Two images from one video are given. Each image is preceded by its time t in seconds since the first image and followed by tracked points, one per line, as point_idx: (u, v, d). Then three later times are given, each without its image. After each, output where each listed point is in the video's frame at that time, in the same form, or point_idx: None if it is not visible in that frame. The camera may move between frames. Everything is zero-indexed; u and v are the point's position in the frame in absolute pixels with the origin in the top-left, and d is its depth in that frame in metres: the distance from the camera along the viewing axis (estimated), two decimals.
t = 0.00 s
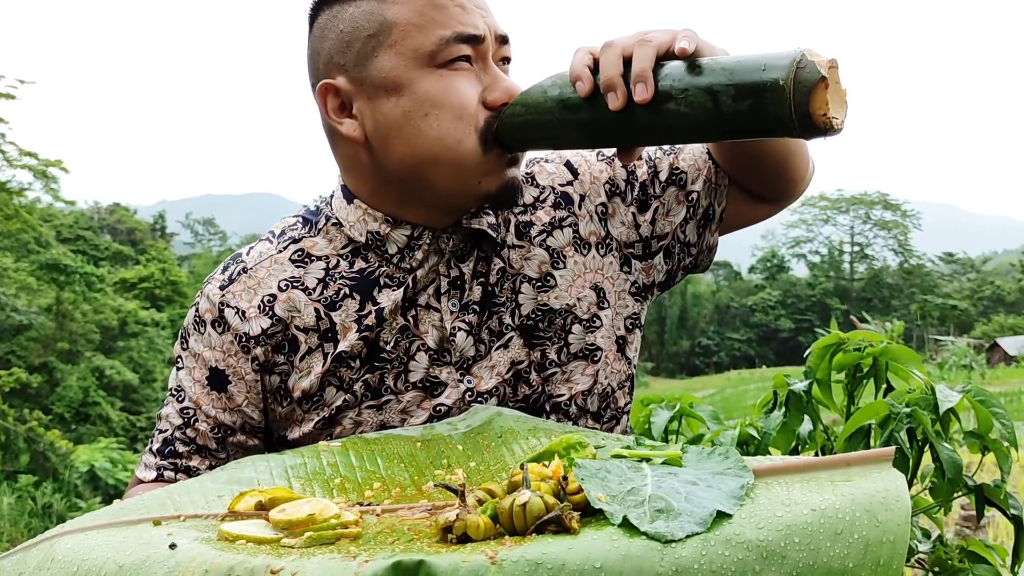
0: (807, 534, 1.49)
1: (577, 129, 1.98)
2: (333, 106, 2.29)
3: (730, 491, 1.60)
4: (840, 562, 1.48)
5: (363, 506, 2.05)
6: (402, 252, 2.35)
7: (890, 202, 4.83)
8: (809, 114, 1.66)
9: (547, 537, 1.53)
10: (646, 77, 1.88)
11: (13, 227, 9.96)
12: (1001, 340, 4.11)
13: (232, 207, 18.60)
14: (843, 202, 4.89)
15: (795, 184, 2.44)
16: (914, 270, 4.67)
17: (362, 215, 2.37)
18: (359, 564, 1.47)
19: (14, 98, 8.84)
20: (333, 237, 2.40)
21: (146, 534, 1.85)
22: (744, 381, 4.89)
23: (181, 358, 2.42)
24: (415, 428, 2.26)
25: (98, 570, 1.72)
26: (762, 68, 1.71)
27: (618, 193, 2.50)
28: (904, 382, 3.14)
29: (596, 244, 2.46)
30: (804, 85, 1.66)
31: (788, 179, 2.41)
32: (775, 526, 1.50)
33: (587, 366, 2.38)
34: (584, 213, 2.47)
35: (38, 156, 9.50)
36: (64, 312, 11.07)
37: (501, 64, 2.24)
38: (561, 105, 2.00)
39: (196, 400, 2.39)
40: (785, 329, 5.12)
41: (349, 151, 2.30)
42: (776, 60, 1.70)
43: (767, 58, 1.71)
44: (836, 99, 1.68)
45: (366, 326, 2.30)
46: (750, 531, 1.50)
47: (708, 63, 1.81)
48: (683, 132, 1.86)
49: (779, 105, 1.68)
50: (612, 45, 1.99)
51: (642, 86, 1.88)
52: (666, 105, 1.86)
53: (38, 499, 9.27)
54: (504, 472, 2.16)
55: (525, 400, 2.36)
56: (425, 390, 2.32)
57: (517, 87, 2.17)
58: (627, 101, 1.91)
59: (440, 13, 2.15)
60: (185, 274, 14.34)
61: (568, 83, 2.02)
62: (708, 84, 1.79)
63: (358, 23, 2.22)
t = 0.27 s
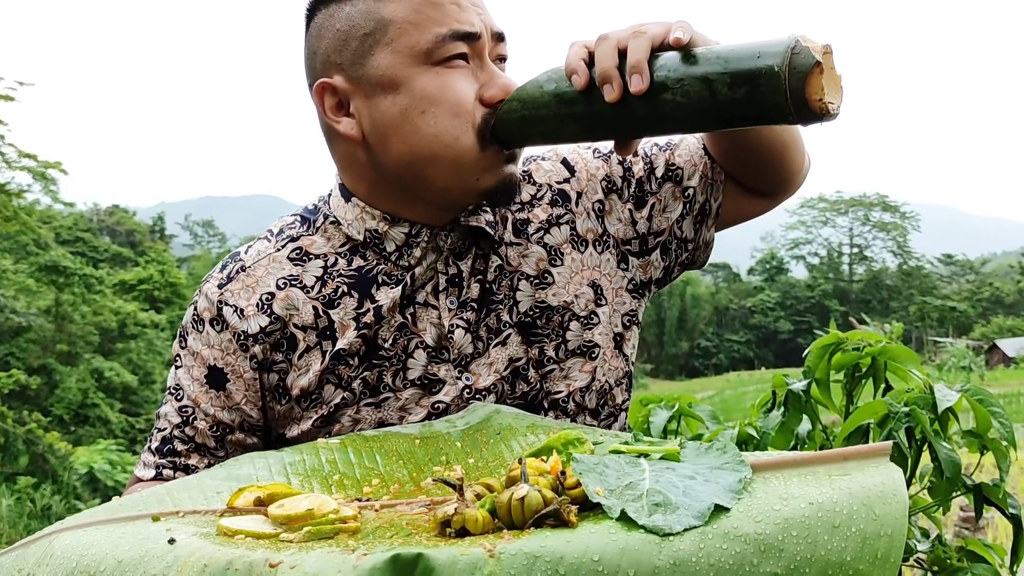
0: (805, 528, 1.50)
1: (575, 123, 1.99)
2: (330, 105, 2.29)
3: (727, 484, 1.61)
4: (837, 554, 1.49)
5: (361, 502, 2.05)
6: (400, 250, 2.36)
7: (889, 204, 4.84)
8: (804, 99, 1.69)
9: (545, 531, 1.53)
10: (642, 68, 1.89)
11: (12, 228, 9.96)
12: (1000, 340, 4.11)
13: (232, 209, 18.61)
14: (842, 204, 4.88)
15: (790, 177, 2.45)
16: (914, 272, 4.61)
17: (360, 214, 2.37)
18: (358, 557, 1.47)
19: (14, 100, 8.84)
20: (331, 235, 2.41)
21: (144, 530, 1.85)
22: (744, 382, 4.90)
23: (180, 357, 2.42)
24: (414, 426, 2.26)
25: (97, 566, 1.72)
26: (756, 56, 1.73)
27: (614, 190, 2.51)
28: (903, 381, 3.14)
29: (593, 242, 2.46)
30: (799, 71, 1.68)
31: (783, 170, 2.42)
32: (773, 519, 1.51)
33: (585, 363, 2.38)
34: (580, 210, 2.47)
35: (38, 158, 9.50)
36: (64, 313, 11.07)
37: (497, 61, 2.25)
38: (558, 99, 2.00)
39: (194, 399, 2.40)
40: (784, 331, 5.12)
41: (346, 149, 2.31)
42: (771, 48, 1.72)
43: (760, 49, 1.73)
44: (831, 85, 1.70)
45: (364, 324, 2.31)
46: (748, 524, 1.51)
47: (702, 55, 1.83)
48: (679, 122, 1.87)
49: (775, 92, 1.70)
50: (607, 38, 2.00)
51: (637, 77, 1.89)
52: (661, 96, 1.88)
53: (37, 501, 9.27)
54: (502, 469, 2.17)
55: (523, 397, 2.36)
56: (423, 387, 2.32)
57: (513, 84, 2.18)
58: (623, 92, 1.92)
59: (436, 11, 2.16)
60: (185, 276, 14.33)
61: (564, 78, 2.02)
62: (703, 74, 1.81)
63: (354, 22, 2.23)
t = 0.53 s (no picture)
0: (805, 531, 1.50)
1: (573, 125, 1.99)
2: (329, 110, 2.30)
3: (727, 488, 1.61)
4: (838, 558, 1.49)
5: (361, 507, 2.05)
6: (399, 255, 2.36)
7: (888, 206, 4.84)
8: (801, 96, 1.68)
9: (546, 535, 1.53)
10: (639, 68, 1.89)
11: (12, 231, 9.95)
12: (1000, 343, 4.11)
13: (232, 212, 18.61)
14: (842, 206, 4.89)
15: (787, 181, 2.46)
16: (913, 275, 4.62)
17: (359, 219, 2.37)
18: (358, 561, 1.48)
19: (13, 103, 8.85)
20: (330, 240, 2.41)
21: (144, 535, 1.85)
22: (743, 386, 4.90)
23: (180, 363, 2.43)
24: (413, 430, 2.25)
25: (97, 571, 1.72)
26: (752, 55, 1.73)
27: (613, 194, 2.51)
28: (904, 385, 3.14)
29: (592, 246, 2.47)
30: (796, 68, 1.68)
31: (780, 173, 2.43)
32: (773, 522, 1.51)
33: (585, 368, 2.38)
34: (579, 215, 2.48)
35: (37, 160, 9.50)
36: (63, 316, 11.07)
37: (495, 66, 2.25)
38: (555, 102, 2.00)
39: (194, 405, 2.40)
40: (784, 334, 5.12)
41: (345, 154, 2.31)
42: (767, 46, 1.72)
43: (755, 47, 1.74)
44: (829, 82, 1.69)
45: (364, 329, 2.31)
46: (748, 527, 1.51)
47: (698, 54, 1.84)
48: (676, 122, 1.87)
49: (771, 89, 1.70)
50: (603, 40, 2.01)
51: (635, 78, 1.89)
52: (658, 96, 1.87)
53: (37, 504, 9.26)
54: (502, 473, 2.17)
55: (523, 401, 2.36)
56: (422, 393, 2.32)
57: (511, 88, 2.18)
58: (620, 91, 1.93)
59: (434, 16, 2.16)
60: (184, 278, 14.33)
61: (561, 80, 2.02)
62: (699, 73, 1.81)
63: (353, 26, 2.23)
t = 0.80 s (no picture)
0: (806, 535, 1.50)
1: (573, 126, 1.99)
2: (330, 113, 2.30)
3: (728, 492, 1.61)
4: (839, 562, 1.48)
5: (360, 511, 2.05)
6: (400, 258, 2.35)
7: (889, 210, 4.84)
8: (802, 92, 1.68)
9: (546, 539, 1.53)
10: (639, 68, 1.89)
11: (12, 235, 9.96)
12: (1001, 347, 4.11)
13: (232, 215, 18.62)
14: (842, 209, 4.91)
15: (787, 183, 2.46)
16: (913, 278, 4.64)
17: (359, 223, 2.37)
18: (358, 566, 1.47)
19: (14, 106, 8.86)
20: (331, 245, 2.41)
21: (144, 539, 1.85)
22: (744, 389, 4.90)
23: (180, 367, 2.42)
24: (413, 434, 2.25)
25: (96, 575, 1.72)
26: (752, 52, 1.73)
27: (613, 197, 2.51)
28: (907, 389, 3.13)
29: (592, 250, 2.46)
30: (796, 65, 1.68)
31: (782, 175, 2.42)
32: (774, 526, 1.51)
33: (586, 372, 2.38)
34: (580, 218, 2.48)
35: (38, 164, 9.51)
36: (63, 320, 11.07)
37: (496, 68, 2.25)
38: (555, 103, 2.00)
39: (194, 409, 2.39)
40: (785, 337, 5.12)
41: (346, 157, 2.31)
42: (766, 44, 1.72)
43: (756, 44, 1.74)
44: (829, 80, 1.69)
45: (364, 334, 2.30)
46: (748, 530, 1.51)
47: (698, 53, 1.83)
48: (678, 121, 1.86)
49: (771, 86, 1.70)
50: (603, 41, 2.01)
51: (635, 76, 1.89)
52: (659, 95, 1.87)
53: (37, 507, 9.26)
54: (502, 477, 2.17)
55: (524, 406, 2.36)
56: (423, 397, 2.32)
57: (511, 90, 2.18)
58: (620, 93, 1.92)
59: (433, 19, 2.16)
60: (185, 282, 14.33)
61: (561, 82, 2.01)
62: (699, 72, 1.80)
63: (353, 30, 2.23)
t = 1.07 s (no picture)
0: (807, 537, 1.50)
1: (574, 126, 1.99)
2: (332, 117, 2.30)
3: (729, 494, 1.61)
4: (840, 564, 1.49)
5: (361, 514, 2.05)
6: (401, 261, 2.36)
7: (889, 212, 4.84)
8: (801, 86, 1.68)
9: (547, 541, 1.53)
10: (638, 66, 1.89)
11: (12, 237, 9.96)
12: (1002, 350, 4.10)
13: (232, 218, 18.62)
14: (842, 211, 4.92)
15: (789, 182, 2.46)
16: (913, 280, 4.70)
17: (360, 226, 2.38)
18: (358, 568, 1.48)
19: (14, 108, 8.87)
20: (332, 249, 2.41)
21: (146, 543, 1.85)
22: (744, 392, 4.90)
23: (181, 371, 2.43)
24: (414, 439, 2.26)
25: None
26: (751, 48, 1.73)
27: (613, 201, 2.52)
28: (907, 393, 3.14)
29: (593, 253, 2.47)
30: (795, 58, 1.68)
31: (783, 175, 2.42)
32: (775, 528, 1.51)
33: (586, 375, 2.38)
34: (580, 222, 2.48)
35: (38, 166, 9.52)
36: (63, 322, 11.07)
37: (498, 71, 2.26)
38: (555, 104, 2.01)
39: (195, 413, 2.39)
40: (785, 340, 5.13)
41: (348, 161, 2.31)
42: (765, 39, 1.72)
43: (755, 40, 1.74)
44: (829, 73, 1.69)
45: (365, 337, 2.31)
46: (750, 533, 1.51)
47: (697, 51, 1.83)
48: (678, 118, 1.87)
49: (771, 81, 1.70)
50: (602, 42, 2.01)
51: (634, 75, 1.89)
52: (658, 93, 1.87)
53: (36, 510, 9.25)
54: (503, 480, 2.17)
55: (525, 410, 2.36)
56: (424, 401, 2.32)
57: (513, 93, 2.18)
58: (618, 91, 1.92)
59: (435, 22, 2.17)
60: (185, 284, 14.33)
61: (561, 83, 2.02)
62: (699, 69, 1.81)
63: (355, 34, 2.24)
